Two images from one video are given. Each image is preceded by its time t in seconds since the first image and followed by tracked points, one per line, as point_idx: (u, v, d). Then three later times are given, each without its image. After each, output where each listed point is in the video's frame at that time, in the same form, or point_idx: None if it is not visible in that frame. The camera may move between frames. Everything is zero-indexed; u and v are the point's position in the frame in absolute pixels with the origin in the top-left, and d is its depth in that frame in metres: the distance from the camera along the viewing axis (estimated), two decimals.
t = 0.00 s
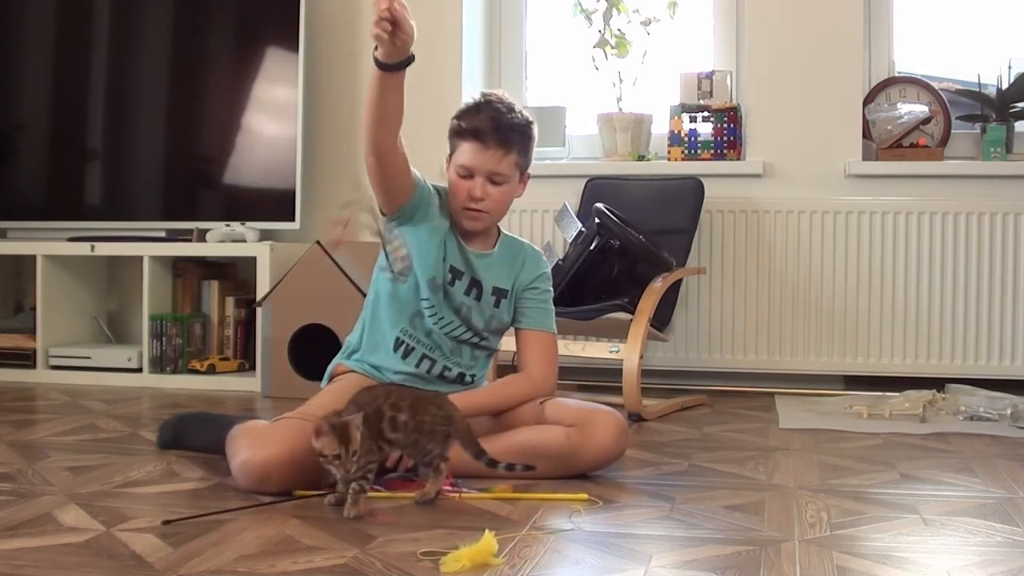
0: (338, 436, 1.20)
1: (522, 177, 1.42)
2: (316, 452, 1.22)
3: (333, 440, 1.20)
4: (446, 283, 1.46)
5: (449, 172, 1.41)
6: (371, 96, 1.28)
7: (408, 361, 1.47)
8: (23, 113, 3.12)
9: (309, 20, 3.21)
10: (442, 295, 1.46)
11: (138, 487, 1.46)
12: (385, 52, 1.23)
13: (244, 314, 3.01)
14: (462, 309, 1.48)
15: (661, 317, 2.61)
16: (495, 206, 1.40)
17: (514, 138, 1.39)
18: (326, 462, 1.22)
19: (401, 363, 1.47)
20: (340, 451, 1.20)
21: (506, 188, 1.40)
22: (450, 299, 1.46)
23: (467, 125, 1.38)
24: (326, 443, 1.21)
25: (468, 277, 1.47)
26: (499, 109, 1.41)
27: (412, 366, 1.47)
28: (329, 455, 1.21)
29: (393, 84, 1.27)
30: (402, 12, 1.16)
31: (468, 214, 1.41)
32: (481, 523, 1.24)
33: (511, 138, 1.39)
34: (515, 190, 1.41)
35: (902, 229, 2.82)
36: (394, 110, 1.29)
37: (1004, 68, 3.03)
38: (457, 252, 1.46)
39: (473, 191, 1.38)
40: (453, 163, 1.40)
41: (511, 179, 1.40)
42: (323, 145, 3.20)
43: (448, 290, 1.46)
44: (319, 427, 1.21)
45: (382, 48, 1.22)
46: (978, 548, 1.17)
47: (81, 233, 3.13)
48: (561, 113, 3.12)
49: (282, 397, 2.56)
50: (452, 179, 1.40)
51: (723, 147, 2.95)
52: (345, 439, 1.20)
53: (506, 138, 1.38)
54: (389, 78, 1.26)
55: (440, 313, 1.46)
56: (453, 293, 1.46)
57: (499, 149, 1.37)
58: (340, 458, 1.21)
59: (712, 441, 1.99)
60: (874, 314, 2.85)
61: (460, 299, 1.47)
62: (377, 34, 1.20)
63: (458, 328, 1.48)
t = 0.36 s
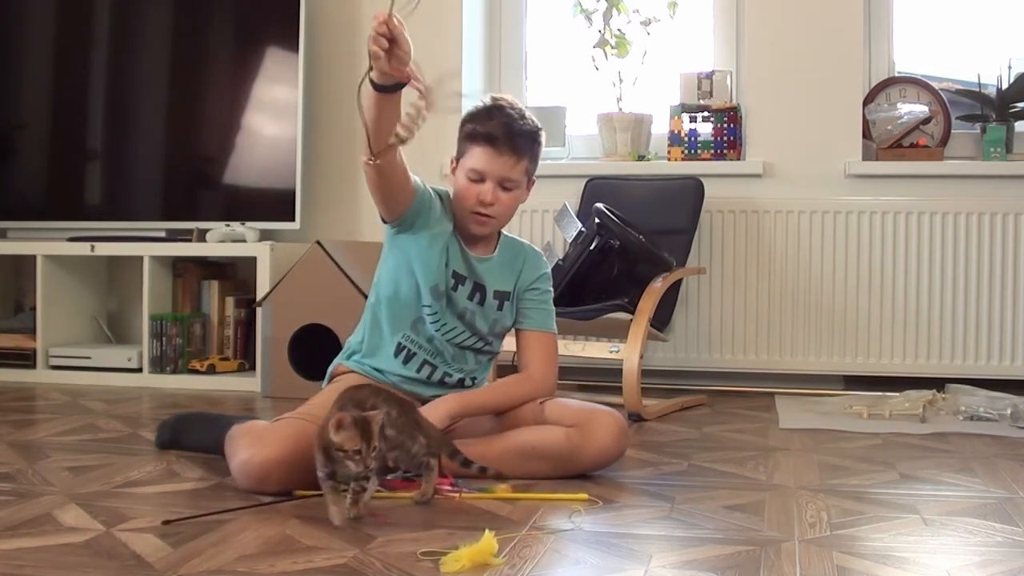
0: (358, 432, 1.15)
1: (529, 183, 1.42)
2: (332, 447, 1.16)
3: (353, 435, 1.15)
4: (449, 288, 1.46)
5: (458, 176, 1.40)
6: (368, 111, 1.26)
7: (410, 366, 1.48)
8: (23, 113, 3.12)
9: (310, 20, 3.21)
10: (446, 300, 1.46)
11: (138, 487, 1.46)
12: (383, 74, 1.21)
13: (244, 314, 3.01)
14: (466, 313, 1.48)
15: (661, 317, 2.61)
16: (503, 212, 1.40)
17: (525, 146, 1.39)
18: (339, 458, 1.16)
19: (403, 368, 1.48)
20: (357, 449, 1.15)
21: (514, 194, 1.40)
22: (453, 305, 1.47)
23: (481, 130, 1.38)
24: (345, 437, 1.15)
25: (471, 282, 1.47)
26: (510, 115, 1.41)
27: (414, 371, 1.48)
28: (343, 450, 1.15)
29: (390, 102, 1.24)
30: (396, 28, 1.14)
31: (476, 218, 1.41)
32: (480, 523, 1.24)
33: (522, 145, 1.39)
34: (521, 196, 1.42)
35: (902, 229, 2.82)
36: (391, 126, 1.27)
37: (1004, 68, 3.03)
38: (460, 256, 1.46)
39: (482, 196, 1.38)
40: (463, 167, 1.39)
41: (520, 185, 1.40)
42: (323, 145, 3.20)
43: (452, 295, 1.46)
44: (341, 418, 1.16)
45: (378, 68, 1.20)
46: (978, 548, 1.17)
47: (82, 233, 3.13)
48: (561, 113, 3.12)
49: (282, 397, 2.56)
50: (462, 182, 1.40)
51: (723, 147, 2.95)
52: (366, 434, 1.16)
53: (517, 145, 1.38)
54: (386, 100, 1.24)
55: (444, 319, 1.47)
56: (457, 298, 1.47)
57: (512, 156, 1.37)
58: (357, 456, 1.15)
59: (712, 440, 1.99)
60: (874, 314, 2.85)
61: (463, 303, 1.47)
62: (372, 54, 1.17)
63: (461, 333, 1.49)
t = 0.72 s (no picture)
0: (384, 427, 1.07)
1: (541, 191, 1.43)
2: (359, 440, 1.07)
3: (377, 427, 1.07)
4: (454, 293, 1.46)
5: (472, 177, 1.40)
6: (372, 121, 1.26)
7: (410, 372, 1.48)
8: (23, 114, 3.12)
9: (310, 20, 3.21)
10: (451, 305, 1.46)
11: (138, 487, 1.46)
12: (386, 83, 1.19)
13: (245, 314, 3.01)
14: (470, 319, 1.48)
15: (661, 317, 2.61)
16: (514, 218, 1.39)
17: (542, 153, 1.39)
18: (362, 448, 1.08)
19: (404, 373, 1.48)
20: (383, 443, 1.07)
21: (526, 200, 1.40)
22: (458, 309, 1.47)
23: (501, 132, 1.38)
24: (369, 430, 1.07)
25: (475, 286, 1.48)
26: (531, 121, 1.41)
27: (415, 375, 1.48)
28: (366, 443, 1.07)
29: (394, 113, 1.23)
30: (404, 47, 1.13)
31: (485, 221, 1.40)
32: (480, 523, 1.24)
33: (540, 151, 1.39)
34: (532, 203, 1.42)
35: (902, 229, 2.82)
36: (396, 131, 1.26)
37: (1005, 69, 3.03)
38: (465, 262, 1.46)
39: (494, 200, 1.37)
40: (477, 168, 1.39)
41: (532, 192, 1.40)
42: (322, 145, 3.20)
43: (457, 299, 1.46)
44: (369, 410, 1.07)
45: (381, 81, 1.19)
46: (978, 548, 1.17)
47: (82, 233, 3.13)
48: (561, 113, 3.12)
49: (282, 397, 2.56)
50: (475, 184, 1.39)
51: (723, 147, 2.95)
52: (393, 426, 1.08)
53: (536, 151, 1.38)
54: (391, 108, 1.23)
55: (448, 324, 1.47)
56: (462, 302, 1.47)
57: (530, 161, 1.37)
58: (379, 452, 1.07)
59: (712, 440, 1.99)
60: (874, 314, 2.85)
61: (468, 308, 1.47)
62: (377, 69, 1.16)
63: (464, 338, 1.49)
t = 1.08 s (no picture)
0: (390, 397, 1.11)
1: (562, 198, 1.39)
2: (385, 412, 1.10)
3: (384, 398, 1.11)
4: (465, 300, 1.44)
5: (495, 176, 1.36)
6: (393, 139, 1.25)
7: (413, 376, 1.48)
8: (23, 114, 3.12)
9: (310, 20, 3.21)
10: (460, 311, 1.45)
11: (138, 487, 1.46)
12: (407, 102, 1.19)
13: (245, 314, 3.01)
14: (479, 325, 1.47)
15: (661, 317, 2.61)
16: (533, 224, 1.36)
17: (571, 161, 1.36)
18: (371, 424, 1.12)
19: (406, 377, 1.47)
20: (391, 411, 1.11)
21: (547, 206, 1.36)
22: (468, 316, 1.45)
23: (535, 133, 1.34)
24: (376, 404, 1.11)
25: (486, 292, 1.46)
26: (564, 129, 1.38)
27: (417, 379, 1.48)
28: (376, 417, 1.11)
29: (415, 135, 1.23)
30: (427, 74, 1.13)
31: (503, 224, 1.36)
32: (479, 523, 1.24)
33: (568, 157, 1.35)
34: (553, 209, 1.38)
35: (903, 229, 2.82)
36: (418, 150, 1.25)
37: (1004, 69, 3.03)
38: (476, 268, 1.44)
39: (515, 202, 1.34)
40: (502, 168, 1.35)
41: (554, 198, 1.37)
42: (323, 145, 3.20)
43: (467, 307, 1.45)
44: (369, 378, 1.12)
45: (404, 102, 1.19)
46: (978, 548, 1.17)
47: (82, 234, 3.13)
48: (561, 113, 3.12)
49: (282, 397, 2.56)
50: (498, 184, 1.36)
51: (723, 147, 2.95)
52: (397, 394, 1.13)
53: (564, 157, 1.34)
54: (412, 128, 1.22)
55: (456, 330, 1.46)
56: (471, 310, 1.45)
57: (556, 167, 1.34)
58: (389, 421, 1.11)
59: (712, 440, 1.99)
60: (875, 314, 2.85)
61: (478, 314, 1.46)
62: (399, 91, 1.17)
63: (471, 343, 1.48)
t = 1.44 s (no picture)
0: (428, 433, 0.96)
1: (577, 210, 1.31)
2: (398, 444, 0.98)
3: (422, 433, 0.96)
4: (472, 315, 1.39)
5: (506, 186, 1.28)
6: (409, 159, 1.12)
7: (412, 383, 1.47)
8: (23, 114, 3.12)
9: (310, 20, 3.21)
10: (466, 326, 1.40)
11: (138, 487, 1.46)
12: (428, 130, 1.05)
13: (245, 314, 3.01)
14: (484, 336, 1.43)
15: (661, 317, 2.60)
16: (546, 238, 1.29)
17: (589, 173, 1.29)
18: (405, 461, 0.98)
19: (404, 383, 1.47)
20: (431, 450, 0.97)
21: (561, 219, 1.29)
22: (473, 329, 1.41)
23: (554, 143, 1.26)
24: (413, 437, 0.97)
25: (493, 304, 1.41)
26: (581, 137, 1.31)
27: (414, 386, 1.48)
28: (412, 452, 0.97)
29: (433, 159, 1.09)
30: (451, 98, 0.99)
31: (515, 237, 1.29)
32: (480, 523, 1.24)
33: (584, 169, 1.28)
34: (566, 222, 1.31)
35: (903, 229, 2.82)
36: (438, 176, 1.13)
37: (1005, 69, 3.03)
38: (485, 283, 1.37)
39: (530, 216, 1.26)
40: (514, 177, 1.27)
41: (568, 211, 1.29)
42: (322, 145, 3.21)
43: (473, 321, 1.40)
44: (406, 412, 0.97)
45: (425, 130, 1.05)
46: (978, 548, 1.17)
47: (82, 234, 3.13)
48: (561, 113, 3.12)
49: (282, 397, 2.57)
50: (510, 194, 1.27)
51: (723, 147, 2.95)
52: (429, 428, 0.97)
53: (581, 169, 1.27)
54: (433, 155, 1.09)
55: (461, 343, 1.42)
56: (477, 323, 1.40)
57: (573, 179, 1.26)
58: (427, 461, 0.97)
59: (712, 441, 1.99)
60: (874, 313, 2.85)
61: (483, 327, 1.42)
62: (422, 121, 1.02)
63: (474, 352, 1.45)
